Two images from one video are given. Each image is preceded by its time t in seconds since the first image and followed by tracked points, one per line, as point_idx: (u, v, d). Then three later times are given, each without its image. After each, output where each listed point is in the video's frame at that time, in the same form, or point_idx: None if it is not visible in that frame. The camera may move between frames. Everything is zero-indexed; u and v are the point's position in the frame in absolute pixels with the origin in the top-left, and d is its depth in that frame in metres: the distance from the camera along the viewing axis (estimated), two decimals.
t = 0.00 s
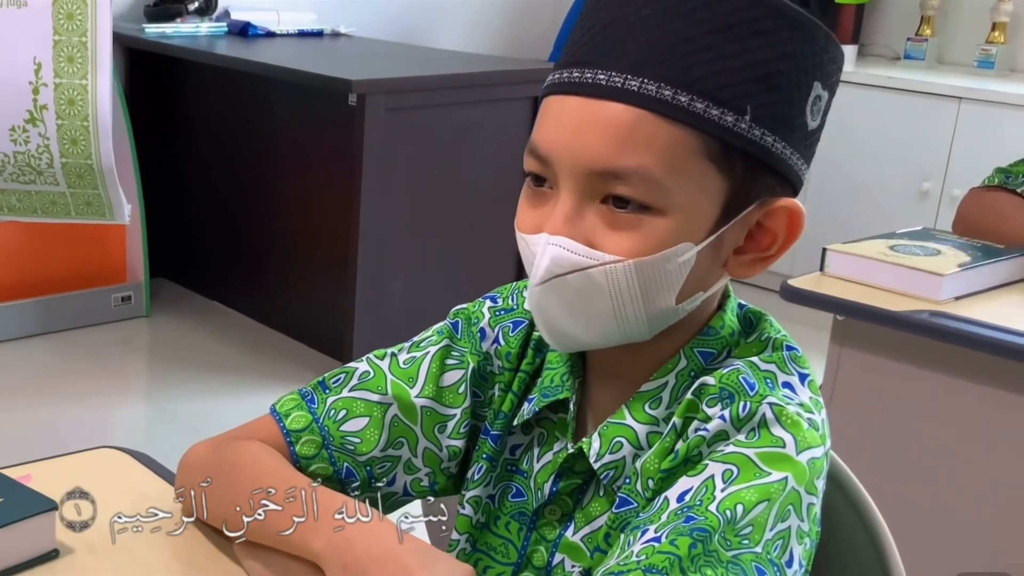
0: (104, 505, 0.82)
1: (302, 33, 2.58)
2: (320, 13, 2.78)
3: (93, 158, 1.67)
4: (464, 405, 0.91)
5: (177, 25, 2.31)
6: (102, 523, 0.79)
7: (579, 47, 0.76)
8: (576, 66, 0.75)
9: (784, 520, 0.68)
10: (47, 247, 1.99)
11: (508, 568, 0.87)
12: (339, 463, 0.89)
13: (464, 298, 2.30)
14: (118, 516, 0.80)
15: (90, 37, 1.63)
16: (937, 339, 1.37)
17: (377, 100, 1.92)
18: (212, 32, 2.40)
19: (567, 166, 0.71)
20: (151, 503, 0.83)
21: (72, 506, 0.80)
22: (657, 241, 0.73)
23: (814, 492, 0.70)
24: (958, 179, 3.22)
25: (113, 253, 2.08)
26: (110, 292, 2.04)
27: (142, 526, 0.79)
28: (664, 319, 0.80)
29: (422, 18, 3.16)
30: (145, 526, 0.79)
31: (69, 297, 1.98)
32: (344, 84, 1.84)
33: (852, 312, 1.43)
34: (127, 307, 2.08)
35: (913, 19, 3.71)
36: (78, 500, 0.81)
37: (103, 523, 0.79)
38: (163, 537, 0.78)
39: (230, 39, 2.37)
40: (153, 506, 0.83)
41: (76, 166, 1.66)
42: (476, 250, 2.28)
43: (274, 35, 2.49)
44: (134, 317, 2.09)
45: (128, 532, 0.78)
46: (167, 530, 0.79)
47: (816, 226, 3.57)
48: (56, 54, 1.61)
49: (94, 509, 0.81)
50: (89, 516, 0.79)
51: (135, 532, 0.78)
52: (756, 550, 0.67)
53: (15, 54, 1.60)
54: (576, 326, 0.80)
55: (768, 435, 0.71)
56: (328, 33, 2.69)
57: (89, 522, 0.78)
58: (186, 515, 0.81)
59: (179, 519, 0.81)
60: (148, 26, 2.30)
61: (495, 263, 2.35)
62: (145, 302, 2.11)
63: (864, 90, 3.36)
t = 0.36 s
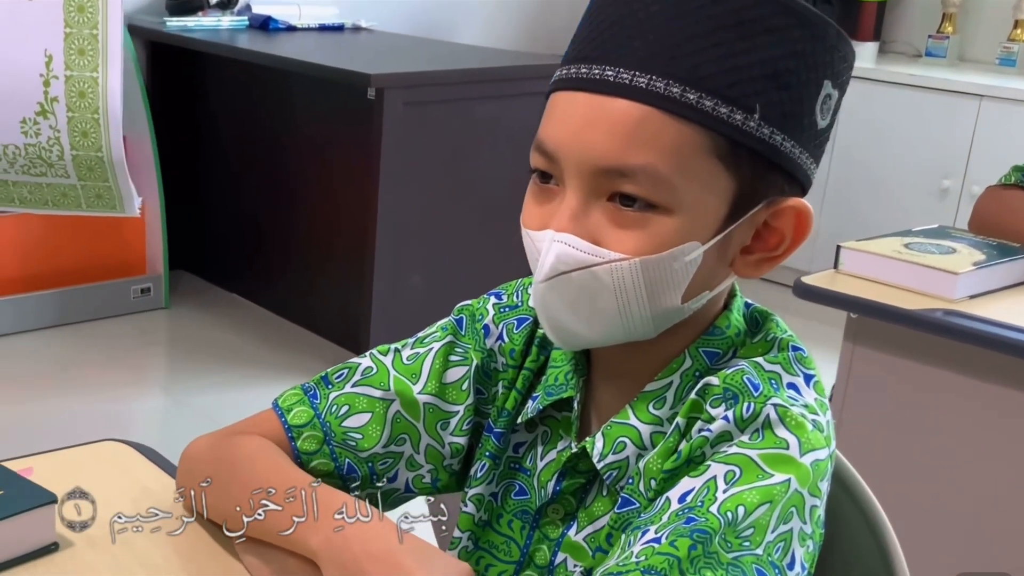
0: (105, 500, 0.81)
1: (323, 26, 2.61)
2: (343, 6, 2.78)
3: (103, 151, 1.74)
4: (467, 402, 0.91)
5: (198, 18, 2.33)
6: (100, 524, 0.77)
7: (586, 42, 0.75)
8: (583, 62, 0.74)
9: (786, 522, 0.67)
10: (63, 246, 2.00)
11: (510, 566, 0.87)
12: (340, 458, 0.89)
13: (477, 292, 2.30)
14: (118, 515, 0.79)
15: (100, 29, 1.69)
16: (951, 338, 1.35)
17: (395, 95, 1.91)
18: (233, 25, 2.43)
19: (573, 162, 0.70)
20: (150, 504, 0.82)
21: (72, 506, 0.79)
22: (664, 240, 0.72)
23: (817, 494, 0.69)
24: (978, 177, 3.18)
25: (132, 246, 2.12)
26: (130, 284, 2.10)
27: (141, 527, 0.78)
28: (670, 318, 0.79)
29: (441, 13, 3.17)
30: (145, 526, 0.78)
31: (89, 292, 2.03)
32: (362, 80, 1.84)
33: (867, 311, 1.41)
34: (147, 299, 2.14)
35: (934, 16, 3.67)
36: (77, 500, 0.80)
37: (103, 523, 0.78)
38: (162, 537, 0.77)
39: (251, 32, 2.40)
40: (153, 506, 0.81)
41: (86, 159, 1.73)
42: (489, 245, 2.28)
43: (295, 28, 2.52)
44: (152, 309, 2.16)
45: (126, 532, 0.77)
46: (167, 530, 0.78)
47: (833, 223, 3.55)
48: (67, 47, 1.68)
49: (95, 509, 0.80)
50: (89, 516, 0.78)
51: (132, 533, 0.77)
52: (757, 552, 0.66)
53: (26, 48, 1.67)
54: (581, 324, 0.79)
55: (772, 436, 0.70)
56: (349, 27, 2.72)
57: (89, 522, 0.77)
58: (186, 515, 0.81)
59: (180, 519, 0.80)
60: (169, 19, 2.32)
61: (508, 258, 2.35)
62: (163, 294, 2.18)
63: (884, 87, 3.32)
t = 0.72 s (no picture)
0: (108, 493, 0.82)
1: (346, 21, 2.79)
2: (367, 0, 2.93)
3: (114, 143, 2.00)
4: (471, 398, 0.91)
5: (222, 12, 2.56)
6: (101, 523, 0.77)
7: (592, 39, 0.74)
8: (588, 59, 0.73)
9: (787, 523, 0.66)
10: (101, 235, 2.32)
11: (513, 563, 0.86)
12: (343, 454, 0.89)
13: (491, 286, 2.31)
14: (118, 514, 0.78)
15: (111, 23, 1.94)
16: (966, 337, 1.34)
17: (416, 89, 2.10)
18: (257, 18, 2.64)
19: (578, 161, 0.70)
20: (152, 503, 0.81)
21: (73, 506, 0.79)
22: (668, 239, 0.72)
23: (820, 495, 0.68)
24: (1001, 174, 3.15)
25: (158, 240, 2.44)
26: (153, 276, 2.41)
27: (142, 527, 0.77)
28: (673, 317, 0.79)
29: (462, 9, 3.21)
30: (146, 526, 0.77)
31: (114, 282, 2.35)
32: (385, 74, 2.02)
33: (883, 309, 1.40)
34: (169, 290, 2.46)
35: (959, 14, 3.63)
36: (78, 501, 0.79)
37: (103, 522, 0.77)
38: (162, 537, 0.76)
39: (274, 26, 2.60)
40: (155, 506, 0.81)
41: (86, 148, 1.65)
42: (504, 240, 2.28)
43: (319, 21, 2.72)
44: (175, 299, 2.47)
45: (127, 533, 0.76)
46: (167, 530, 0.77)
47: (851, 220, 3.53)
48: (80, 40, 1.93)
49: (96, 507, 0.79)
50: (90, 515, 0.78)
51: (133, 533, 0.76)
52: (757, 553, 0.65)
53: (42, 42, 1.91)
54: (585, 323, 0.78)
55: (774, 437, 0.69)
56: (372, 21, 2.88)
57: (90, 522, 0.77)
58: (189, 514, 0.80)
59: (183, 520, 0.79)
60: (195, 12, 2.56)
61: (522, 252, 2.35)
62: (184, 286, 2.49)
63: (906, 85, 3.29)
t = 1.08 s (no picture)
0: (115, 487, 0.82)
1: (369, 16, 2.89)
2: None
3: (130, 138, 1.98)
4: (476, 395, 0.91)
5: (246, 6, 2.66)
6: (110, 522, 0.76)
7: (599, 34, 0.73)
8: (595, 53, 0.72)
9: (791, 524, 0.66)
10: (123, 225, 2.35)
11: (518, 561, 0.86)
12: (346, 450, 0.89)
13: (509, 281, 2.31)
14: (129, 512, 0.78)
15: (127, 18, 1.92)
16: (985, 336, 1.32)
17: (438, 84, 2.11)
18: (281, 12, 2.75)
19: (581, 155, 0.69)
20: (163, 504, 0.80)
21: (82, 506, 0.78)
22: (670, 236, 0.71)
23: (824, 496, 0.67)
24: None
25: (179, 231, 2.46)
26: (173, 269, 2.45)
27: (152, 528, 0.77)
28: (676, 317, 0.78)
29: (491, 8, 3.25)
30: (154, 528, 0.77)
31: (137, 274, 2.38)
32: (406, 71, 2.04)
33: (900, 307, 1.39)
34: (190, 283, 2.49)
35: (984, 12, 3.58)
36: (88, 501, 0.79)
37: (112, 521, 0.77)
38: (165, 538, 0.76)
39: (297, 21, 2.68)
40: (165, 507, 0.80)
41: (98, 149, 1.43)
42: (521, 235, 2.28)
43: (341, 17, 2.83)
44: (195, 292, 2.51)
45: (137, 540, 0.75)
46: (173, 531, 0.77)
47: (873, 216, 3.50)
48: (96, 34, 1.91)
49: (103, 506, 0.79)
50: (98, 514, 0.77)
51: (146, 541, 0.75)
52: (759, 554, 0.65)
53: (59, 35, 1.90)
54: (586, 319, 0.78)
55: (776, 436, 0.69)
56: (394, 16, 2.97)
57: (98, 520, 0.77)
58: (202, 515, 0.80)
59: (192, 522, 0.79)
60: (219, 7, 2.67)
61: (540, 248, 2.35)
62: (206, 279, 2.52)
63: (930, 83, 3.26)
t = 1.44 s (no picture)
0: (124, 480, 0.82)
1: (389, 12, 3.03)
2: None
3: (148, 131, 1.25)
4: (484, 388, 0.91)
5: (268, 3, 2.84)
6: (116, 524, 0.76)
7: (608, 28, 0.73)
8: (604, 46, 0.72)
9: (798, 521, 0.66)
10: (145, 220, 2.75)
11: (525, 556, 0.86)
12: (354, 444, 0.90)
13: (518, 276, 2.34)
14: (130, 512, 0.77)
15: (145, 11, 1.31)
16: (996, 335, 1.31)
17: (456, 81, 2.32)
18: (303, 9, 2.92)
19: (591, 148, 0.69)
20: (165, 504, 0.80)
21: (87, 505, 0.77)
22: (681, 229, 0.71)
23: (832, 493, 0.67)
24: None
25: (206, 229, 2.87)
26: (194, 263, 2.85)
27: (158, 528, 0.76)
28: (687, 311, 0.78)
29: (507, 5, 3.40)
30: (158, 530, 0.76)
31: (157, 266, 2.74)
32: (426, 65, 2.24)
33: (911, 305, 1.38)
34: (213, 276, 2.87)
35: (1003, 9, 3.55)
36: (90, 500, 0.78)
37: (117, 521, 0.76)
38: (165, 539, 0.75)
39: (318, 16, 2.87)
40: (167, 507, 0.79)
41: (127, 139, 1.23)
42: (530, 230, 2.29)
43: (362, 13, 2.98)
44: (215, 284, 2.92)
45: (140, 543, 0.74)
46: (171, 530, 0.76)
47: (889, 214, 3.48)
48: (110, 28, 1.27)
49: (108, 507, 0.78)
50: (102, 515, 0.77)
51: (148, 540, 0.74)
52: (766, 552, 0.64)
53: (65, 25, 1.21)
54: (597, 313, 0.78)
55: (785, 432, 0.68)
56: (416, 13, 3.12)
57: (103, 521, 0.76)
58: (207, 514, 0.79)
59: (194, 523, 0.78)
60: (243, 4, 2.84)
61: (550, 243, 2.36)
62: (227, 273, 2.90)
63: (944, 79, 3.24)
